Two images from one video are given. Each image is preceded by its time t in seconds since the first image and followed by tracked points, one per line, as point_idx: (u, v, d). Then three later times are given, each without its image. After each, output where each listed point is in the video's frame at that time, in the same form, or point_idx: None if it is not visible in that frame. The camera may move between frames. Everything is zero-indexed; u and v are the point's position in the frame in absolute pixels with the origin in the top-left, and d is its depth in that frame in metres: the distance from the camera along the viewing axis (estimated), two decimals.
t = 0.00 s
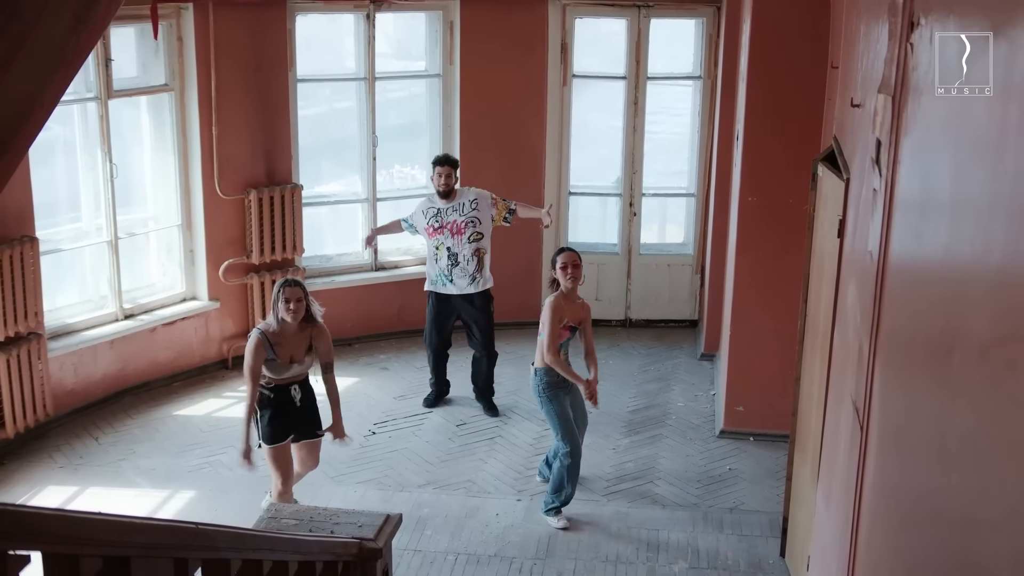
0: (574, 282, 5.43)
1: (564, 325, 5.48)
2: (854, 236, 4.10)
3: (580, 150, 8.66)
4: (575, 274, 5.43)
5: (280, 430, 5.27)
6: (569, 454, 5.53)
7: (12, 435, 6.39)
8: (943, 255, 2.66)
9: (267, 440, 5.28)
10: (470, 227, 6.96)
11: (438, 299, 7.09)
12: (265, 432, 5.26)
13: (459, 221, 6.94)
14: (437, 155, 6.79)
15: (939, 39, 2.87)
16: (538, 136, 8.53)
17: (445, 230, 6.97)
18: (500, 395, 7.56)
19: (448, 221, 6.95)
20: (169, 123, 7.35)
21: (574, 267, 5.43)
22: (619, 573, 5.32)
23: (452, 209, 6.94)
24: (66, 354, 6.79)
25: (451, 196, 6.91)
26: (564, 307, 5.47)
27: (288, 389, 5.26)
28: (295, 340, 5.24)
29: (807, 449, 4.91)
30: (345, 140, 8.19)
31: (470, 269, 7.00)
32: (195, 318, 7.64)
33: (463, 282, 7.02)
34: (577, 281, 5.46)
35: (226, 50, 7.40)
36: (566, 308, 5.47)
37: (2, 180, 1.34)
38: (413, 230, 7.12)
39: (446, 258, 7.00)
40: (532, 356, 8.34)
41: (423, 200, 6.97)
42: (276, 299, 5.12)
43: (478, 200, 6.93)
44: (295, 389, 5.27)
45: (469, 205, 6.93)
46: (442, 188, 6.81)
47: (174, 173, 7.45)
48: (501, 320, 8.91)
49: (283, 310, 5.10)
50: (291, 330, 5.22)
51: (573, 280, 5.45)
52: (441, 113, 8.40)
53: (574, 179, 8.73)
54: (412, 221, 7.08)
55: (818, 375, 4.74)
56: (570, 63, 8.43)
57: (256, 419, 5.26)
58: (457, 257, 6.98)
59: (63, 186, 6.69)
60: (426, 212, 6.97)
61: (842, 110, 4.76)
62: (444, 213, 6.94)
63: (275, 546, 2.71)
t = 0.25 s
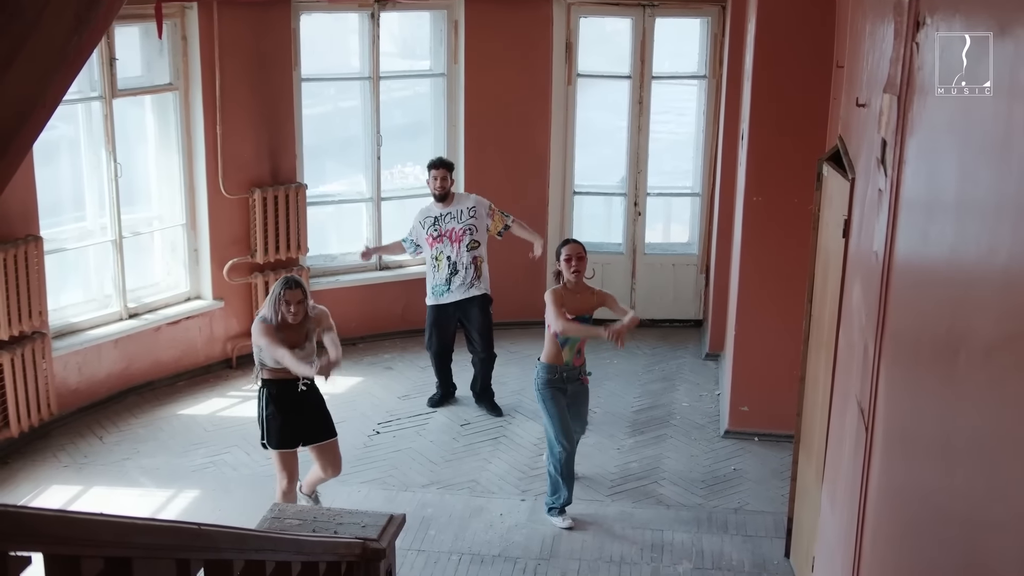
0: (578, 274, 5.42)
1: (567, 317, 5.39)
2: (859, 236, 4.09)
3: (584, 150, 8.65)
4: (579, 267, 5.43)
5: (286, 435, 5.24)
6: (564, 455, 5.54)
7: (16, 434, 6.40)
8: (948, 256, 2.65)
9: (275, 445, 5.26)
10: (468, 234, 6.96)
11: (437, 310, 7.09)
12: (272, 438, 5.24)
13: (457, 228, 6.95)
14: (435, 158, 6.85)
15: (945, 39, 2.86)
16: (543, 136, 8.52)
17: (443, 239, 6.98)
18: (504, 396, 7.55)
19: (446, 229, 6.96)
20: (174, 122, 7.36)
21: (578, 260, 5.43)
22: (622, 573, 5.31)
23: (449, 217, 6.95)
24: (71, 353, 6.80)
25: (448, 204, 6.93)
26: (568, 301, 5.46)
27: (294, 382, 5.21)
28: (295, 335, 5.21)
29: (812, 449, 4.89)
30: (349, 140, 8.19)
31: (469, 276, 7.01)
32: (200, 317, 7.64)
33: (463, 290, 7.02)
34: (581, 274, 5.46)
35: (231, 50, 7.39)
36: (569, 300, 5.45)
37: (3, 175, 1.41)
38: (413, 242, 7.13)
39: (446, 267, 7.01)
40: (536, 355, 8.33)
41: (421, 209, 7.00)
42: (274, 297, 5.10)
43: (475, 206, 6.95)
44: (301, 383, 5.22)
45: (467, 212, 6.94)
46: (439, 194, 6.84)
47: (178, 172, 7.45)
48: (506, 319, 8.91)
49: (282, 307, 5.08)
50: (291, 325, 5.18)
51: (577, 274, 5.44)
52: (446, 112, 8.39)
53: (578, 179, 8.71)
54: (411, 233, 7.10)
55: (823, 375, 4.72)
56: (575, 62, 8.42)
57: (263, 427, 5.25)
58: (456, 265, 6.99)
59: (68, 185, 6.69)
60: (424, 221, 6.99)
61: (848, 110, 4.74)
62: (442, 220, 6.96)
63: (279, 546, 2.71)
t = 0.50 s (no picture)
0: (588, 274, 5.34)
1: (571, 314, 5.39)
2: (864, 236, 4.07)
3: (589, 149, 8.64)
4: (588, 265, 5.33)
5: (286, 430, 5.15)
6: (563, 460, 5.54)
7: (21, 433, 6.40)
8: (954, 256, 2.63)
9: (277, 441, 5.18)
10: (470, 221, 7.07)
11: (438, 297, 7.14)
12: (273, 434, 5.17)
13: (460, 214, 7.05)
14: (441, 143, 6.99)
15: (950, 38, 2.84)
16: (547, 134, 8.51)
17: (445, 225, 7.07)
18: (509, 395, 7.54)
19: (449, 215, 7.06)
20: (179, 121, 7.36)
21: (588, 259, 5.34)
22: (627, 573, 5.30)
23: (452, 203, 7.06)
24: (75, 352, 6.80)
25: (452, 190, 7.05)
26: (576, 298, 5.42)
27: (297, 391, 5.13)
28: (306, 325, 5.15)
29: (817, 450, 4.88)
30: (354, 139, 8.19)
31: (470, 263, 7.08)
32: (204, 316, 7.64)
33: (464, 277, 7.08)
34: (590, 272, 5.37)
35: (235, 49, 7.39)
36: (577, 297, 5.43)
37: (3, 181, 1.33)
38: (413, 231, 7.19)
39: (447, 254, 7.09)
40: (541, 355, 8.33)
41: (423, 194, 7.09)
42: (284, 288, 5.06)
43: (478, 194, 7.07)
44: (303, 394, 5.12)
45: (469, 199, 7.06)
46: (444, 177, 6.96)
47: (183, 171, 7.45)
48: (510, 318, 8.90)
49: (293, 298, 5.05)
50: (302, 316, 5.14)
51: (586, 273, 5.35)
52: (451, 111, 8.39)
53: (583, 178, 8.70)
54: (412, 221, 7.17)
55: (828, 374, 4.71)
56: (579, 61, 8.40)
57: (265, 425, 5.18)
58: (457, 251, 7.07)
59: (72, 184, 6.69)
60: (426, 207, 7.08)
61: (853, 109, 4.73)
62: (445, 206, 7.06)
63: (282, 546, 2.70)
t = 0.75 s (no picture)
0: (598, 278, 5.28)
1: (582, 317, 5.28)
2: (869, 235, 4.06)
3: (593, 148, 8.63)
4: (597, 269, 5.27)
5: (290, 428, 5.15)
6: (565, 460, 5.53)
7: (25, 431, 6.41)
8: (960, 256, 2.62)
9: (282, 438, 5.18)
10: (476, 216, 7.08)
11: (443, 291, 7.14)
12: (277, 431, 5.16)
13: (467, 209, 7.06)
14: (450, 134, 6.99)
15: (957, 36, 2.83)
16: (552, 133, 8.50)
17: (452, 219, 7.07)
18: (513, 393, 7.53)
19: (456, 209, 7.06)
20: (183, 119, 7.36)
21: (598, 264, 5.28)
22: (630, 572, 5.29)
23: (459, 198, 7.06)
24: (79, 350, 6.80)
25: (459, 184, 7.07)
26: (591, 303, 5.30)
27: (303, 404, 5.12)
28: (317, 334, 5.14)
29: (822, 449, 4.87)
30: (358, 137, 8.18)
31: (475, 258, 7.08)
32: (208, 314, 7.65)
33: (469, 270, 7.08)
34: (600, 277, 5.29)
35: (239, 47, 7.39)
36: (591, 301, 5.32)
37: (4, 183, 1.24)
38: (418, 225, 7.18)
39: (452, 248, 7.09)
40: (545, 353, 8.32)
41: (429, 186, 7.07)
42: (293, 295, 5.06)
43: (485, 191, 7.10)
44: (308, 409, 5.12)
45: (476, 195, 7.08)
46: (452, 169, 6.97)
47: (187, 169, 7.45)
48: (515, 317, 8.89)
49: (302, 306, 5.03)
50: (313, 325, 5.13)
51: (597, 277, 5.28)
52: (455, 109, 8.38)
53: (588, 176, 8.69)
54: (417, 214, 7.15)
55: (833, 374, 4.69)
56: (584, 59, 8.39)
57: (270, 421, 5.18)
58: (463, 245, 7.07)
59: (77, 181, 6.69)
60: (432, 200, 7.07)
61: (858, 108, 4.71)
62: (452, 199, 7.06)
63: (284, 546, 2.70)
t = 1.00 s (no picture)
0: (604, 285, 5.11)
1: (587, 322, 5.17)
2: (874, 232, 4.05)
3: (598, 145, 8.61)
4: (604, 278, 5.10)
5: (303, 440, 4.95)
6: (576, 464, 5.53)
7: (29, 427, 6.41)
8: (966, 253, 2.60)
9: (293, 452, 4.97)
10: (485, 212, 7.06)
11: (449, 285, 7.12)
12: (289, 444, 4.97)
13: (476, 204, 7.02)
14: (462, 129, 6.85)
15: (963, 33, 2.81)
16: (557, 130, 8.48)
17: (460, 214, 7.03)
18: (517, 390, 7.53)
19: (465, 204, 7.01)
20: (187, 115, 7.36)
21: (606, 272, 5.10)
22: (633, 568, 5.29)
23: (469, 193, 7.01)
24: (83, 346, 6.81)
25: (468, 179, 6.99)
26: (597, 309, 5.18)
27: (312, 396, 4.94)
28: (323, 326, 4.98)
29: (826, 447, 4.86)
30: (363, 133, 8.17)
31: (481, 253, 7.09)
32: (212, 311, 7.65)
33: (475, 266, 7.08)
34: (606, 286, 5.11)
35: (243, 43, 7.38)
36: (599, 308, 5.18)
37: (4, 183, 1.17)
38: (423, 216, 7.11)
39: (459, 243, 7.06)
40: (549, 350, 8.31)
41: (437, 179, 6.99)
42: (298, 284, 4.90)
43: (493, 186, 7.05)
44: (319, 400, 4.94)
45: (486, 190, 7.03)
46: (463, 164, 6.88)
47: (191, 165, 7.45)
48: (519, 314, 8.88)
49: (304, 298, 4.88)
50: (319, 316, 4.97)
51: (606, 287, 5.11)
52: (460, 105, 8.36)
53: (592, 173, 8.67)
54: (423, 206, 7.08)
55: (838, 371, 4.67)
56: (589, 56, 8.37)
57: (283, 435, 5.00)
58: (470, 241, 7.05)
59: (81, 177, 6.70)
60: (441, 193, 6.99)
61: (863, 105, 4.70)
62: (461, 194, 6.99)
63: (287, 543, 2.69)
